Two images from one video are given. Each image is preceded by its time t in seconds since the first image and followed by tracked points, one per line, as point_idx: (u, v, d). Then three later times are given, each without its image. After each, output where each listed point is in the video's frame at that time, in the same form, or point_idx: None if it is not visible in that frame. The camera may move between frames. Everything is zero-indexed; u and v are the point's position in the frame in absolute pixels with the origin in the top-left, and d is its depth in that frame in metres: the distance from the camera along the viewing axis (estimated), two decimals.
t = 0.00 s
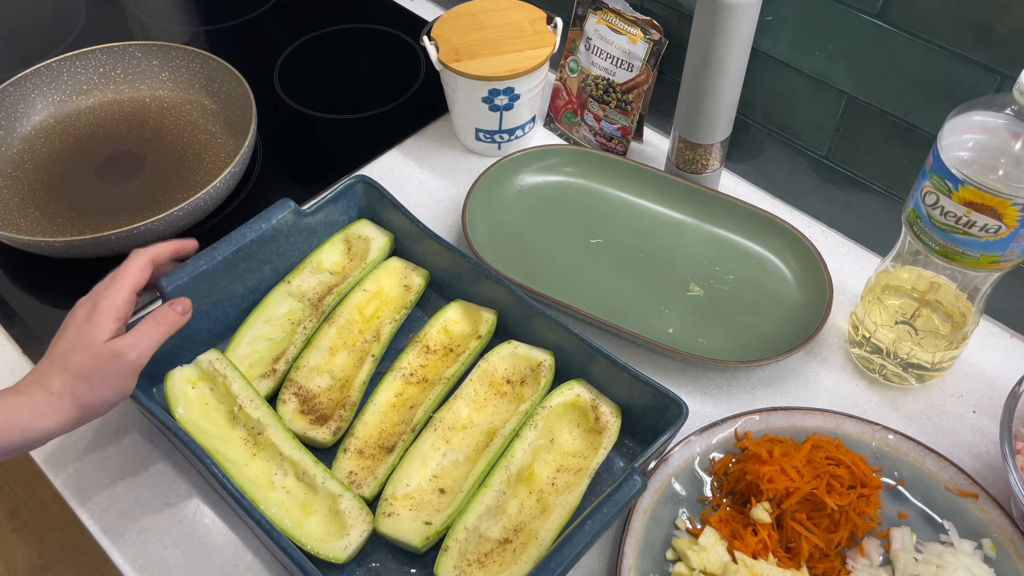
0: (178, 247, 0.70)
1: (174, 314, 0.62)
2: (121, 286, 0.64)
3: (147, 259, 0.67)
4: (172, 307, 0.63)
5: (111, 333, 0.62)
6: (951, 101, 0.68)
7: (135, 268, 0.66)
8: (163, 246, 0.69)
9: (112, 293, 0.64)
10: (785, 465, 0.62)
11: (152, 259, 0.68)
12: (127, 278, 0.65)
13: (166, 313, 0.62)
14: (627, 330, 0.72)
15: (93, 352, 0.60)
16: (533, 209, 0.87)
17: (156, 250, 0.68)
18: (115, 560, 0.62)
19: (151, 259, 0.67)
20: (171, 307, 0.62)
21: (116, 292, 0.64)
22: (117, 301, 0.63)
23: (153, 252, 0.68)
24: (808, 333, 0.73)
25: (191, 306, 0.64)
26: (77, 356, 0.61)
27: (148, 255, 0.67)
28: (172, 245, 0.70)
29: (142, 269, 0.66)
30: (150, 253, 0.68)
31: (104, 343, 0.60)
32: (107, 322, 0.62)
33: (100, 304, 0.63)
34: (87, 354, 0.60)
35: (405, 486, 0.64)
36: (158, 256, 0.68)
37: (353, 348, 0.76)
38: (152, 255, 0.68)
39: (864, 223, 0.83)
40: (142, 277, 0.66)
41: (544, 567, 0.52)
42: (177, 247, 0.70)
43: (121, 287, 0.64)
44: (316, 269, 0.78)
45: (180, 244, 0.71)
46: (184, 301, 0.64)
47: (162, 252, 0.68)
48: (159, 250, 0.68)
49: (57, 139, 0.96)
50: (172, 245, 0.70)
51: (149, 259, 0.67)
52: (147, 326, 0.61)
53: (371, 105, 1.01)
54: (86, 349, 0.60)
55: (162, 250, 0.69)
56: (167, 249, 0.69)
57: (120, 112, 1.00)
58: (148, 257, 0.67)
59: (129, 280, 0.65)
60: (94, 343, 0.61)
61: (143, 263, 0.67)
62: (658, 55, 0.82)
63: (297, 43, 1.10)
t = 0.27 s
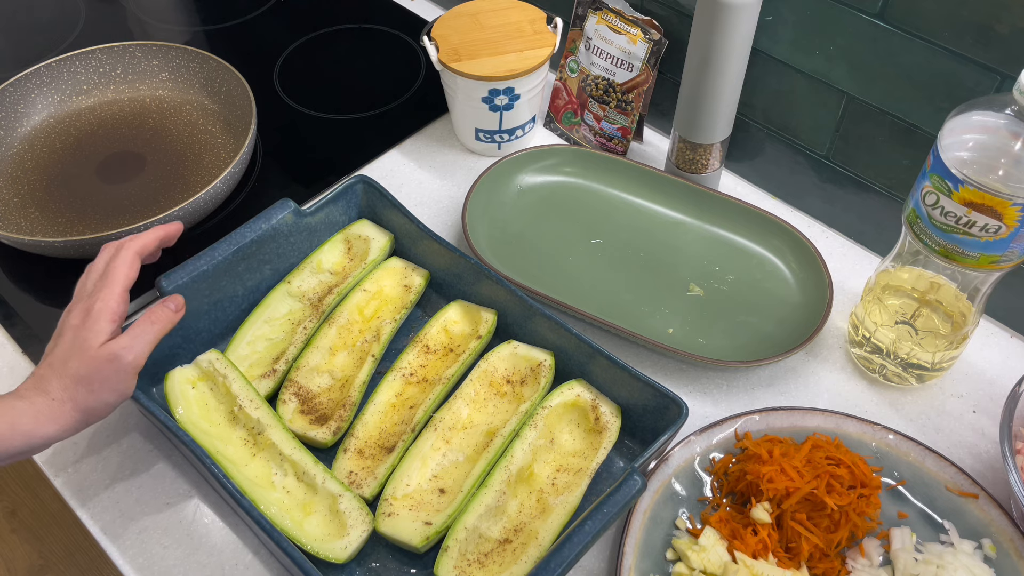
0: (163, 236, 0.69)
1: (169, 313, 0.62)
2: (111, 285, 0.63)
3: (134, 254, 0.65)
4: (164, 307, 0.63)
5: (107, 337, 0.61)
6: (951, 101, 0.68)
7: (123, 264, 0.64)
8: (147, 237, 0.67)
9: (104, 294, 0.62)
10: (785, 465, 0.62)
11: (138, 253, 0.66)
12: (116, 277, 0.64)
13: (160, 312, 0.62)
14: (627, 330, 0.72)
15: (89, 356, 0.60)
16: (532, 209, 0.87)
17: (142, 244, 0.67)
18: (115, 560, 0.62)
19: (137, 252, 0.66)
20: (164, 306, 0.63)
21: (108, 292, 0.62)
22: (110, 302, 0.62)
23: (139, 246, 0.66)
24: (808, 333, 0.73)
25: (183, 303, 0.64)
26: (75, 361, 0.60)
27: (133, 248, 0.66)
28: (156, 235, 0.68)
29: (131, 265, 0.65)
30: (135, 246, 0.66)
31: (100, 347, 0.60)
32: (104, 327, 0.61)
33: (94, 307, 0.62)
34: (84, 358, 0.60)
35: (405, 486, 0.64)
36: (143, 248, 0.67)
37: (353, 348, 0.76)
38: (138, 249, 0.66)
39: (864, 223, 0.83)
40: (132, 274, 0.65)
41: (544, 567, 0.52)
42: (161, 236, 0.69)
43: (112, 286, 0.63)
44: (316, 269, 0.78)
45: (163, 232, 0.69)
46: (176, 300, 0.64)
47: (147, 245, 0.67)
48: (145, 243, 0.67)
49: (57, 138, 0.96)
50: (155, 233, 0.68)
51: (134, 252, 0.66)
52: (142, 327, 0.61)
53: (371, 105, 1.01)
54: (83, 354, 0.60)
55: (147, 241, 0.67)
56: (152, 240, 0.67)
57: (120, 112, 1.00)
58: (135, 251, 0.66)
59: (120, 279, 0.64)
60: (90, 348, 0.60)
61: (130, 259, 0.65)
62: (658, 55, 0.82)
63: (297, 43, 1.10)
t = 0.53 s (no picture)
0: (133, 250, 0.66)
1: (133, 326, 0.64)
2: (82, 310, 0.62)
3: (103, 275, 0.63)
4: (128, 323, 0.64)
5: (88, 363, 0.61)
6: (951, 101, 0.68)
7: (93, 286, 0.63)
8: (113, 251, 0.64)
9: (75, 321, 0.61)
10: (785, 465, 0.62)
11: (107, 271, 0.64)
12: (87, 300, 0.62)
13: (124, 327, 0.63)
14: (627, 330, 0.72)
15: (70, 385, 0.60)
16: (533, 209, 0.87)
17: (111, 262, 0.64)
18: (115, 560, 0.62)
19: (107, 272, 0.63)
20: (128, 321, 0.64)
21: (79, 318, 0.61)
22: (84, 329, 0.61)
23: (107, 266, 0.63)
24: (808, 333, 0.73)
25: (142, 314, 0.66)
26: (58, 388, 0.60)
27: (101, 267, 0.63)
28: (124, 250, 0.65)
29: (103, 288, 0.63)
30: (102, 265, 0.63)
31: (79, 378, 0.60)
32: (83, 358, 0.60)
33: (69, 336, 0.61)
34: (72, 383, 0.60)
35: (405, 486, 0.64)
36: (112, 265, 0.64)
37: (353, 348, 0.76)
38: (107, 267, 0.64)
39: (864, 224, 0.83)
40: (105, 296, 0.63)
41: (544, 567, 0.52)
42: (130, 249, 0.65)
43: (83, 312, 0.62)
44: (316, 269, 0.78)
45: (132, 242, 0.66)
46: (137, 313, 0.65)
47: (117, 262, 0.64)
48: (114, 260, 0.64)
49: (57, 138, 0.96)
50: (122, 246, 0.65)
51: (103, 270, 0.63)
52: (110, 347, 0.61)
53: (371, 105, 1.01)
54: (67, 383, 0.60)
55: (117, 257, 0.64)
56: (120, 255, 0.64)
57: (120, 112, 1.00)
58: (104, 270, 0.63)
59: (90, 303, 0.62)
60: (71, 381, 0.60)
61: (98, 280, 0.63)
62: (659, 55, 0.82)
63: (297, 43, 1.10)
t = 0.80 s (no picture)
0: (137, 255, 0.66)
1: (126, 329, 0.64)
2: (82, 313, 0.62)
3: (105, 280, 0.64)
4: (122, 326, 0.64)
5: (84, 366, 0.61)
6: (951, 101, 0.68)
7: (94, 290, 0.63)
8: (118, 256, 0.65)
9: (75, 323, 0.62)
10: (785, 465, 0.62)
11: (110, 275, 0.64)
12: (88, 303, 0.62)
13: (118, 330, 0.63)
14: (627, 330, 0.72)
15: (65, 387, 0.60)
16: (532, 209, 0.87)
17: (115, 266, 0.64)
18: (115, 560, 0.62)
19: (110, 277, 0.64)
20: (121, 325, 0.64)
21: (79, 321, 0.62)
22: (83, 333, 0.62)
23: (110, 270, 0.64)
24: (808, 333, 0.73)
25: (134, 317, 0.66)
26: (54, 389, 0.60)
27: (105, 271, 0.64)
28: (129, 255, 0.65)
29: (104, 292, 0.63)
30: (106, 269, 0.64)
31: (75, 381, 0.60)
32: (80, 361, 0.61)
33: (67, 338, 0.61)
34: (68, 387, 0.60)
35: (405, 486, 0.64)
36: (116, 270, 0.64)
37: (353, 348, 0.76)
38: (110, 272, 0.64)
39: (864, 224, 0.83)
40: (106, 300, 0.63)
41: (544, 567, 0.52)
42: (134, 254, 0.66)
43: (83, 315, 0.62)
44: (316, 269, 0.78)
45: (137, 247, 0.66)
46: (128, 316, 0.65)
47: (122, 268, 0.65)
48: (118, 265, 0.64)
49: (57, 138, 0.96)
50: (127, 252, 0.65)
51: (106, 275, 0.64)
52: (105, 349, 0.62)
53: (371, 105, 1.01)
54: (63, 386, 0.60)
55: (120, 262, 0.65)
56: (125, 261, 0.65)
57: (120, 112, 1.00)
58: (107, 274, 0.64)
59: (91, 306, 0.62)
60: (67, 384, 0.60)
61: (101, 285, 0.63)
62: (659, 55, 0.82)
63: (297, 43, 1.10)
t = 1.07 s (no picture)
0: (141, 256, 0.66)
1: (128, 329, 0.64)
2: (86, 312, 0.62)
3: (110, 280, 0.64)
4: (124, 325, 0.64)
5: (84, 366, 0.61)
6: (951, 101, 0.68)
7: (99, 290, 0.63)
8: (123, 256, 0.65)
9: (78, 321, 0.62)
10: (785, 465, 0.62)
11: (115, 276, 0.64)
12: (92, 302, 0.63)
13: (119, 329, 0.63)
14: (627, 330, 0.72)
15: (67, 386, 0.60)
16: (533, 209, 0.87)
17: (120, 267, 0.64)
18: (115, 560, 0.62)
19: (115, 277, 0.64)
20: (122, 324, 0.64)
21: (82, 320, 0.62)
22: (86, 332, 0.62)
23: (115, 270, 0.64)
24: (808, 333, 0.73)
25: (136, 317, 0.66)
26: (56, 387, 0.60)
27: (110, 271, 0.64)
28: (133, 256, 0.65)
29: (108, 292, 0.64)
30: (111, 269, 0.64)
31: (77, 380, 0.60)
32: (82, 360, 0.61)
33: (69, 336, 0.61)
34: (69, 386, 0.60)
35: (405, 486, 0.64)
36: (121, 271, 0.65)
37: (353, 348, 0.76)
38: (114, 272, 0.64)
39: (864, 224, 0.83)
40: (110, 300, 0.64)
41: (544, 567, 0.52)
42: (139, 255, 0.66)
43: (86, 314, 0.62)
44: (316, 269, 0.78)
45: (141, 248, 0.67)
46: (130, 316, 0.65)
47: (126, 268, 0.65)
48: (123, 266, 0.65)
49: (57, 138, 0.96)
50: (132, 253, 0.66)
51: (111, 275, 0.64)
52: (106, 348, 0.62)
53: (371, 105, 1.01)
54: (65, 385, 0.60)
55: (125, 262, 0.65)
56: (130, 261, 0.65)
57: (120, 112, 1.00)
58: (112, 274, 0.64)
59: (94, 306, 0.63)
60: (68, 383, 0.60)
61: (107, 285, 0.63)
62: (659, 55, 0.82)
63: (297, 43, 1.10)
